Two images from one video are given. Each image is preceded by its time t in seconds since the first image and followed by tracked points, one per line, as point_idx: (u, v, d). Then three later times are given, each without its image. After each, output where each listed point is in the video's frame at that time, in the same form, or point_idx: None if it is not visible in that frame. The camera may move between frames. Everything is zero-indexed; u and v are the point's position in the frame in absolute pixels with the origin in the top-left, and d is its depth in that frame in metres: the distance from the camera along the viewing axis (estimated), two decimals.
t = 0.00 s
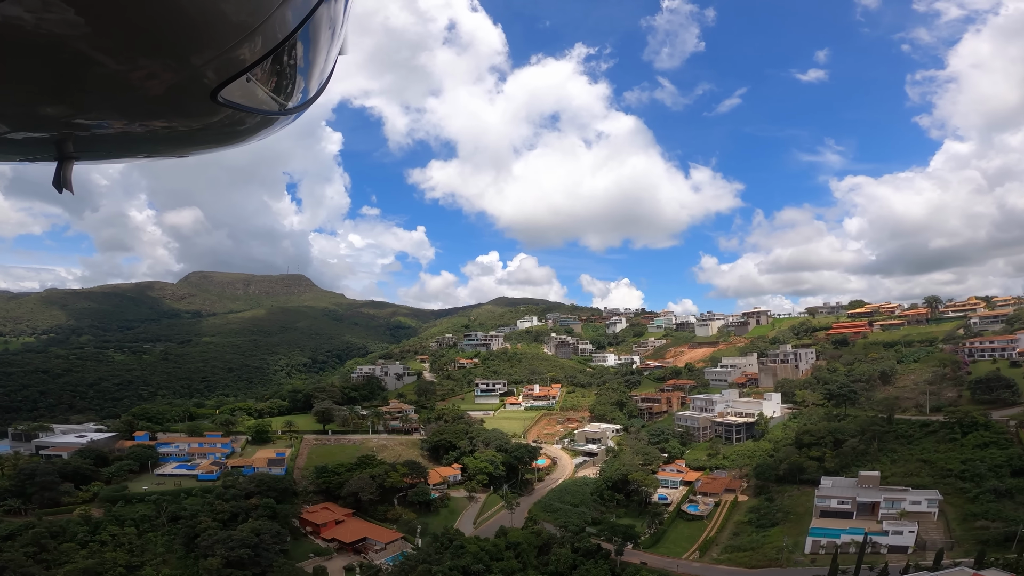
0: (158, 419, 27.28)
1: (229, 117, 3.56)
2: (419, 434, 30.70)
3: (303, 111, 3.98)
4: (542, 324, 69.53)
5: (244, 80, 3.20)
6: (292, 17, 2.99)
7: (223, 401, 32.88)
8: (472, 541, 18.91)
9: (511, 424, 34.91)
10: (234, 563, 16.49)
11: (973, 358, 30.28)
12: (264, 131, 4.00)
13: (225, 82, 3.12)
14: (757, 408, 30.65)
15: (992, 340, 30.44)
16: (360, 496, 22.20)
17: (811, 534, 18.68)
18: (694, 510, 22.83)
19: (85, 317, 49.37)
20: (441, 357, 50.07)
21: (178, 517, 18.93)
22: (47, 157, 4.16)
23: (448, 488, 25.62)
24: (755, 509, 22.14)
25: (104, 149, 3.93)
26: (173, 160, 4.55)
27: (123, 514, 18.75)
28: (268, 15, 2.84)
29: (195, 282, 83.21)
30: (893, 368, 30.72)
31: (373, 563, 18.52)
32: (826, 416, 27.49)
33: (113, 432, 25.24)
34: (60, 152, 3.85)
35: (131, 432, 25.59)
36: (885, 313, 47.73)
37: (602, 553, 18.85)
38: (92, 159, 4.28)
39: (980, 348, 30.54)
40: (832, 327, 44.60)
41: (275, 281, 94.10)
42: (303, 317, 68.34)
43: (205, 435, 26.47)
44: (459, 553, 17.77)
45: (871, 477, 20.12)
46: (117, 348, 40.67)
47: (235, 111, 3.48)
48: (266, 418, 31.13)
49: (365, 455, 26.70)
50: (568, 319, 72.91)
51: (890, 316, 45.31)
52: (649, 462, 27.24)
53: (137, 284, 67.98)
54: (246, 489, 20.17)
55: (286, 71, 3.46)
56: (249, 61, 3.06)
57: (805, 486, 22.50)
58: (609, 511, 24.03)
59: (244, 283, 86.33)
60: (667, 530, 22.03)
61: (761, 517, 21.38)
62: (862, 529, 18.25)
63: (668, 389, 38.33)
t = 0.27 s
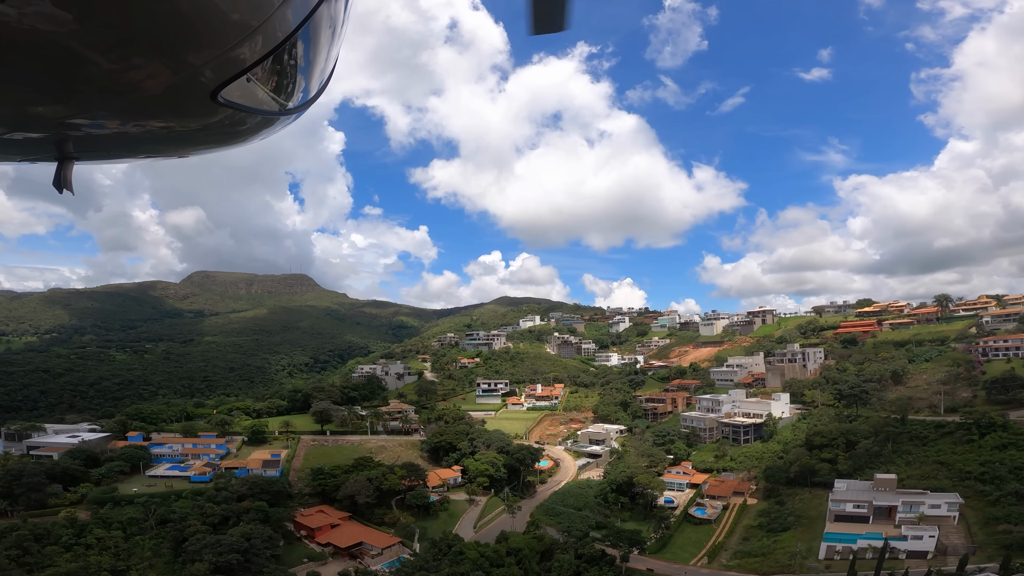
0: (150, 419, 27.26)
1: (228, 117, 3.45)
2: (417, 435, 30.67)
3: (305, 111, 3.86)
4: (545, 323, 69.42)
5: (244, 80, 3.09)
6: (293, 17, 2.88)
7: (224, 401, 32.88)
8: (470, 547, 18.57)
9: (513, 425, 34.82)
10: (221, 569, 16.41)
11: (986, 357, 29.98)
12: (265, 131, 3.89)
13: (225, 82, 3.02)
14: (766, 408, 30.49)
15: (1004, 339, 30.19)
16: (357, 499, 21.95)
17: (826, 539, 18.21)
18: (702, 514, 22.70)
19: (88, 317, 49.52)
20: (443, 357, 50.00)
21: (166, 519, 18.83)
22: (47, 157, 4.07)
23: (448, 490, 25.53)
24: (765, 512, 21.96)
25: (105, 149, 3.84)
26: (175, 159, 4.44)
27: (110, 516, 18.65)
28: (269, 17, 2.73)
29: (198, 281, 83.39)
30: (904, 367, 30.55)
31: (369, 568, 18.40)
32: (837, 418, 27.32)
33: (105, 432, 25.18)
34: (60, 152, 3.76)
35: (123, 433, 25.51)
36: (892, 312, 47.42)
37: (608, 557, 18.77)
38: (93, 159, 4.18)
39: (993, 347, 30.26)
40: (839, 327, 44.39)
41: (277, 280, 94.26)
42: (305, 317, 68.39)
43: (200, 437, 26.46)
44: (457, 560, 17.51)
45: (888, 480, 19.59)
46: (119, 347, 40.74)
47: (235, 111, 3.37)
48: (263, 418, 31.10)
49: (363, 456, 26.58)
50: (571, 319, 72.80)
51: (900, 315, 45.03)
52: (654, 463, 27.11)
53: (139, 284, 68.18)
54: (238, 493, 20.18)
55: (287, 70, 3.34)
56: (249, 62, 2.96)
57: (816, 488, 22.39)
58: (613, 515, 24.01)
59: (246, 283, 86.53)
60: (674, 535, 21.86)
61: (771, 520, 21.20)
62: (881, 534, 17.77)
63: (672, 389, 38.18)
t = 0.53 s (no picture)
0: (141, 419, 27.20)
1: (228, 118, 3.40)
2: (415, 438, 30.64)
3: (306, 112, 3.82)
4: (546, 324, 69.26)
5: (244, 80, 3.06)
6: (293, 16, 2.85)
7: (223, 401, 32.85)
8: (467, 553, 18.14)
9: (514, 426, 34.73)
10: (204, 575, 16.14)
11: (998, 358, 29.65)
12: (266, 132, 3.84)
13: (225, 82, 2.98)
14: (774, 410, 30.33)
15: (1016, 339, 29.88)
16: (351, 502, 21.79)
17: (839, 545, 17.95)
18: (708, 519, 22.55)
19: (89, 316, 49.57)
20: (444, 357, 49.91)
21: (153, 523, 18.37)
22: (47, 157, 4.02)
23: (445, 493, 25.51)
24: (773, 518, 21.83)
25: (106, 150, 3.80)
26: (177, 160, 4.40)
27: (94, 518, 18.26)
28: (267, 14, 2.71)
29: (199, 281, 83.45)
30: (913, 368, 30.37)
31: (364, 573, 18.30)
32: (845, 420, 27.13)
33: (96, 433, 25.09)
34: (60, 152, 3.72)
35: (114, 433, 25.41)
36: (899, 312, 47.09)
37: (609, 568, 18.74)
38: (95, 160, 4.14)
39: (1004, 348, 29.95)
40: (845, 327, 44.22)
41: (279, 280, 94.32)
42: (306, 317, 68.38)
43: (194, 438, 26.46)
44: (455, 567, 17.11)
45: (904, 484, 19.22)
46: (119, 347, 40.73)
47: (234, 112, 3.33)
48: (259, 418, 31.09)
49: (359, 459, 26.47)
50: (572, 319, 72.68)
51: (907, 315, 44.72)
52: (658, 466, 26.96)
53: (140, 283, 68.22)
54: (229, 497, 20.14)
55: (287, 70, 3.30)
56: (248, 61, 2.92)
57: (825, 492, 22.30)
58: (617, 519, 23.88)
59: (248, 283, 86.60)
60: (680, 540, 21.69)
61: (781, 526, 21.01)
62: (900, 541, 17.41)
63: (675, 391, 38.05)
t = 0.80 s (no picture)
0: (132, 419, 27.12)
1: (227, 118, 3.30)
2: (412, 438, 30.59)
3: (307, 112, 3.71)
4: (547, 324, 69.16)
5: (244, 80, 2.96)
6: (293, 16, 2.76)
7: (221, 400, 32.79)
8: (463, 560, 17.80)
9: (513, 427, 34.65)
10: None
11: (1009, 359, 29.36)
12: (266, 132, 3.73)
13: (225, 83, 2.89)
14: (780, 412, 30.18)
15: None
16: (344, 506, 21.64)
17: (852, 552, 17.76)
18: (713, 524, 22.33)
19: (89, 314, 49.62)
20: (443, 357, 49.82)
21: (135, 526, 18.29)
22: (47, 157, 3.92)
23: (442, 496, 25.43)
24: (782, 522, 21.63)
25: (106, 150, 3.70)
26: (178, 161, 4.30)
27: (74, 521, 18.17)
28: (268, 14, 2.62)
29: (200, 280, 83.51)
30: (922, 369, 30.24)
31: None
32: (854, 422, 26.94)
33: (86, 432, 25.02)
34: (60, 152, 3.63)
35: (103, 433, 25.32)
36: (906, 313, 46.79)
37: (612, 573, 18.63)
38: (94, 160, 4.04)
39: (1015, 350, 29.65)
40: (850, 328, 44.06)
41: (280, 279, 94.35)
42: (306, 316, 68.37)
43: (184, 438, 26.40)
44: (450, 574, 16.75)
45: (918, 488, 19.01)
46: (119, 345, 40.72)
47: (234, 112, 3.22)
48: (252, 418, 31.04)
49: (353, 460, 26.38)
50: (573, 319, 72.54)
51: (915, 316, 44.44)
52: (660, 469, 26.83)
53: (139, 282, 68.28)
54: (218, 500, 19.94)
55: (288, 69, 3.19)
56: (248, 61, 2.83)
57: (834, 496, 22.17)
58: (619, 523, 23.78)
59: (248, 281, 86.60)
60: (685, 547, 21.40)
61: (790, 531, 20.82)
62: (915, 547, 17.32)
63: (678, 392, 37.93)
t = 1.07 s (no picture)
0: (121, 417, 27.05)
1: (226, 119, 3.19)
2: (408, 439, 30.55)
3: (307, 113, 3.60)
4: (547, 323, 69.07)
5: (244, 80, 2.87)
6: (293, 15, 2.66)
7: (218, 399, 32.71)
8: (457, 567, 17.53)
9: (512, 428, 34.57)
10: None
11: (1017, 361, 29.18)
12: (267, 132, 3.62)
13: (224, 83, 2.79)
14: (784, 414, 30.06)
15: None
16: (335, 509, 21.57)
17: (864, 559, 17.70)
18: (717, 530, 22.18)
19: (88, 313, 49.61)
20: (441, 356, 49.72)
21: (115, 527, 18.24)
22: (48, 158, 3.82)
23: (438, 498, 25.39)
24: (789, 527, 21.55)
25: (107, 150, 3.59)
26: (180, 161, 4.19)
27: (53, 523, 18.05)
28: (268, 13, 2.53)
29: (200, 278, 83.51)
30: (930, 370, 30.19)
31: None
32: (863, 425, 26.77)
33: (73, 431, 24.93)
34: (61, 152, 3.53)
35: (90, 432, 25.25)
36: (911, 314, 46.62)
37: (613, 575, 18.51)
38: (95, 160, 3.94)
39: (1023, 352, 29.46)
40: (854, 329, 43.92)
41: (279, 278, 94.33)
42: (305, 315, 68.31)
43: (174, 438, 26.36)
44: None
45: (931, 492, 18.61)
46: (117, 343, 40.67)
47: (234, 113, 3.12)
48: (245, 418, 31.01)
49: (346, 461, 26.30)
50: (573, 319, 72.42)
51: (920, 317, 44.27)
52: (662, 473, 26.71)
53: (138, 280, 68.26)
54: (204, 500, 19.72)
55: (288, 69, 3.09)
56: (247, 61, 2.73)
57: (843, 500, 22.13)
58: (619, 528, 23.60)
59: (247, 280, 86.56)
60: (688, 554, 21.12)
61: (797, 536, 20.72)
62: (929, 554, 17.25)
63: (679, 393, 37.84)
